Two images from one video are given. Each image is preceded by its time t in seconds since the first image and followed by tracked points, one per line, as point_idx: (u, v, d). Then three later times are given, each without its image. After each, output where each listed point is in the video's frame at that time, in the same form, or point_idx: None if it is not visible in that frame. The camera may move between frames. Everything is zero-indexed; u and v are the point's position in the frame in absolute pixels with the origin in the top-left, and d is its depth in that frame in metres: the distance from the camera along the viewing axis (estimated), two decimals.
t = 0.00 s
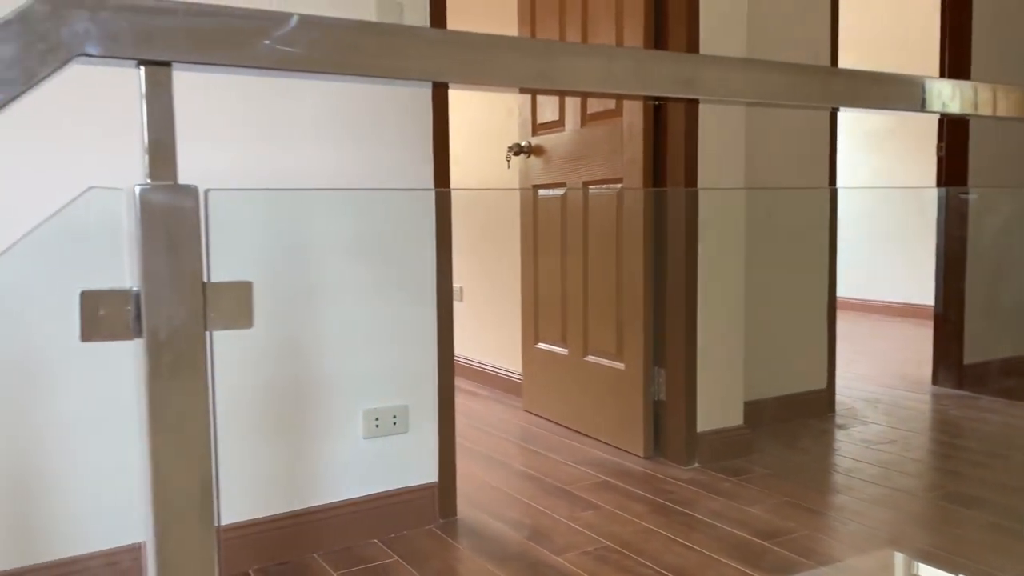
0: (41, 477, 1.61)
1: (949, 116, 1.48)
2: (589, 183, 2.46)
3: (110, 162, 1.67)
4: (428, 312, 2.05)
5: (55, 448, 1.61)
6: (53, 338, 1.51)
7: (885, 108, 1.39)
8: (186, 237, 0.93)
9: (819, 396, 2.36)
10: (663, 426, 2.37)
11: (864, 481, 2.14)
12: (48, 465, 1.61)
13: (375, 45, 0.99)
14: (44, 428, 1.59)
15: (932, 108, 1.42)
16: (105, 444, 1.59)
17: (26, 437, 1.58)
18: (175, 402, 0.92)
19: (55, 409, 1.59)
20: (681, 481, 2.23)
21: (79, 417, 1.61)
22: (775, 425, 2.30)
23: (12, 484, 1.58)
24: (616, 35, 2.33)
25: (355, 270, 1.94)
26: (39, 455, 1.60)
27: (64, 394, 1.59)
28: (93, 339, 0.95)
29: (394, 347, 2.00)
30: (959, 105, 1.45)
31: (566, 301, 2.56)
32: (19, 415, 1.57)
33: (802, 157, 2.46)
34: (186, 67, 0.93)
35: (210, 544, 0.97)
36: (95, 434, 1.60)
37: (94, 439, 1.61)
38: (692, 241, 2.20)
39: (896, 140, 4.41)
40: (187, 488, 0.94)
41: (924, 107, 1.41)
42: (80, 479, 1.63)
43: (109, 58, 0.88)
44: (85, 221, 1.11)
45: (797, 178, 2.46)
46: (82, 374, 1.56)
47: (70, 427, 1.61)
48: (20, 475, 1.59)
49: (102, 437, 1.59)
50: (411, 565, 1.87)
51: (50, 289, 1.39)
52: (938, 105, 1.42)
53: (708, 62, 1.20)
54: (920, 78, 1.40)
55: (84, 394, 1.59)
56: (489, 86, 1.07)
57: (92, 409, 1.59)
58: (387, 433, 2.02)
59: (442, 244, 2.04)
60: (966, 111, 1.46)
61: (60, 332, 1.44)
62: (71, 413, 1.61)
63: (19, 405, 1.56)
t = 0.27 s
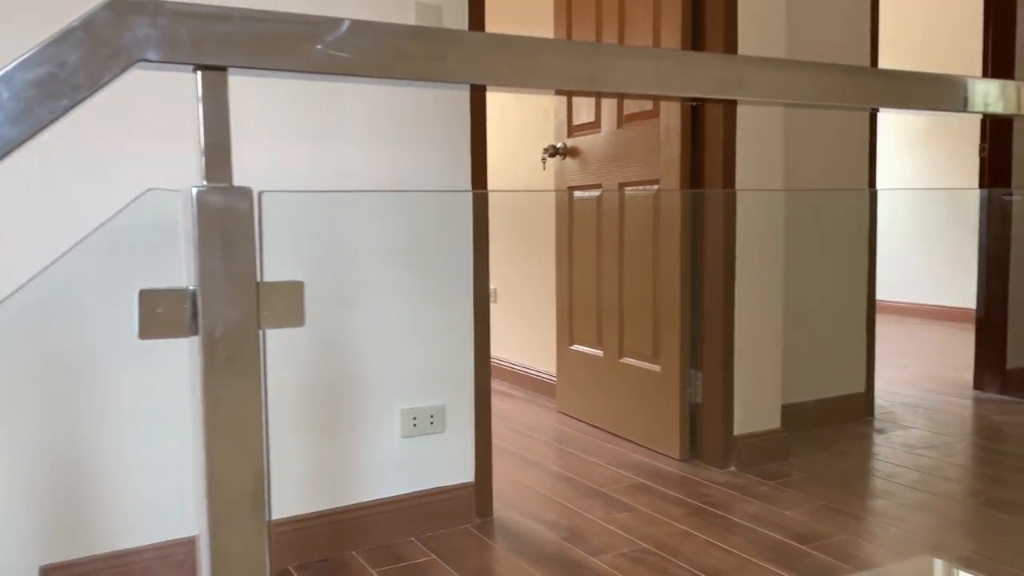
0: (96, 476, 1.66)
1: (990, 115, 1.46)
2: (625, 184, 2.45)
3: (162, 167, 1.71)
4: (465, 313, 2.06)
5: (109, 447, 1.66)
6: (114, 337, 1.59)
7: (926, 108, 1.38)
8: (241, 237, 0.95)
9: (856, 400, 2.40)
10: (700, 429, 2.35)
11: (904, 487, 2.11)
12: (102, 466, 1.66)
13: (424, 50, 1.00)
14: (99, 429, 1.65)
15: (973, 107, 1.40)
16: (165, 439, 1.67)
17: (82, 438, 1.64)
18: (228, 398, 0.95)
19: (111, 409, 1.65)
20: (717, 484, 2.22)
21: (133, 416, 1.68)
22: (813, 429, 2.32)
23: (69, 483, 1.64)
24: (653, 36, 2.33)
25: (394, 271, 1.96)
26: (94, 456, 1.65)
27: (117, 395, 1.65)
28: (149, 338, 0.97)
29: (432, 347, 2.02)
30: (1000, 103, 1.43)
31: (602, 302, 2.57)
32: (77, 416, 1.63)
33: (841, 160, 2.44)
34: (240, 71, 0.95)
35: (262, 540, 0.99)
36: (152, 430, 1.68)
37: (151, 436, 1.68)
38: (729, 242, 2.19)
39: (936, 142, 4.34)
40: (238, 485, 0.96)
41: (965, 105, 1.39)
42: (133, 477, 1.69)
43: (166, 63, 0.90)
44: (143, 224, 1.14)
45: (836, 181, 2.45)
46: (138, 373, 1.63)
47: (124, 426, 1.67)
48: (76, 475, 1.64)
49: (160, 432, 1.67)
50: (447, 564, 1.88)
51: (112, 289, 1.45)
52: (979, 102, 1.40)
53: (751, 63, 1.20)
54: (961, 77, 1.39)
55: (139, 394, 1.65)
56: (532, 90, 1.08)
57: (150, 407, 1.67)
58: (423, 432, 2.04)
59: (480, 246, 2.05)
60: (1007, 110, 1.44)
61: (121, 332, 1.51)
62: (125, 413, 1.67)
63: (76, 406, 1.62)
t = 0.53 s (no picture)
0: (153, 472, 1.71)
1: None
2: (664, 185, 2.45)
3: (215, 169, 1.75)
4: (504, 314, 2.07)
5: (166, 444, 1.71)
6: (173, 333, 1.66)
7: (971, 109, 1.37)
8: (296, 240, 0.97)
9: (898, 403, 2.36)
10: (738, 433, 2.34)
11: (947, 492, 2.09)
12: (158, 462, 1.71)
13: (475, 54, 1.02)
14: (155, 426, 1.70)
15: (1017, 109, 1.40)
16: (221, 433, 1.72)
17: (140, 435, 1.68)
18: (285, 395, 0.97)
19: (165, 406, 1.70)
20: (756, 488, 2.21)
21: (186, 413, 1.72)
22: (854, 433, 2.29)
23: (127, 479, 1.69)
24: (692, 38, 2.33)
25: (435, 274, 1.98)
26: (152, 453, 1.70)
27: (174, 393, 1.70)
28: (209, 337, 1.00)
29: (472, 349, 2.04)
30: None
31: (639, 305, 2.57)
32: (134, 414, 1.68)
33: (883, 162, 2.42)
34: (297, 78, 0.98)
35: (315, 536, 1.01)
36: (207, 425, 1.73)
37: (206, 432, 1.73)
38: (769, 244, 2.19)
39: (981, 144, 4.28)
40: (294, 479, 0.98)
41: (1010, 108, 1.39)
42: (189, 473, 1.74)
43: (227, 69, 0.93)
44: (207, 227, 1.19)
45: (878, 183, 2.43)
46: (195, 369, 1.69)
47: (177, 423, 1.72)
48: (135, 472, 1.69)
49: (215, 426, 1.73)
50: (487, 563, 1.90)
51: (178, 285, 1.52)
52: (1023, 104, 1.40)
53: (800, 65, 1.20)
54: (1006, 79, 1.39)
55: (195, 390, 1.71)
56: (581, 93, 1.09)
57: (205, 403, 1.72)
58: (462, 433, 2.05)
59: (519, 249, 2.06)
60: None
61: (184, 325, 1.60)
62: (178, 409, 1.72)
63: (135, 405, 1.67)
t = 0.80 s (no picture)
0: (202, 468, 1.76)
1: None
2: (703, 187, 2.45)
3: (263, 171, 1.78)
4: (544, 317, 2.08)
5: (214, 441, 1.76)
6: (223, 330, 1.70)
7: (1018, 111, 1.37)
8: (352, 243, 0.99)
9: (942, 409, 2.33)
10: (779, 438, 2.33)
11: (993, 500, 2.05)
12: (206, 455, 1.76)
13: (525, 59, 1.03)
14: (203, 423, 1.75)
15: None
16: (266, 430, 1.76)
17: (189, 433, 1.74)
18: (340, 394, 0.99)
19: (213, 400, 1.75)
20: (797, 493, 2.20)
21: (234, 408, 1.77)
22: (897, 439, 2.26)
23: (176, 470, 1.74)
24: (733, 39, 2.32)
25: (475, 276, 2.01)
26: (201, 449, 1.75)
27: (220, 391, 1.75)
28: (266, 337, 1.02)
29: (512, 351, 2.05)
30: None
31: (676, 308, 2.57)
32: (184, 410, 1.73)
33: (927, 164, 2.40)
34: (352, 83, 0.99)
35: (369, 535, 1.03)
36: (254, 423, 1.77)
37: (252, 429, 1.77)
38: (810, 247, 2.18)
39: None
40: (348, 478, 1.00)
41: None
42: (235, 470, 1.78)
43: (285, 76, 0.94)
44: (261, 232, 1.22)
45: (923, 186, 2.40)
46: (241, 367, 1.74)
47: (224, 417, 1.76)
48: (183, 463, 1.74)
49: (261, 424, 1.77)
50: (527, 564, 1.91)
51: (222, 285, 1.57)
52: None
53: (850, 67, 1.19)
54: None
55: (241, 388, 1.76)
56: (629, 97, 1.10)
57: (251, 401, 1.76)
58: (500, 434, 2.06)
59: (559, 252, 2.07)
60: None
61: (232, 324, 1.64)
62: (227, 405, 1.76)
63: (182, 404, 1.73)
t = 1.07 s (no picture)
0: (246, 466, 1.79)
1: None
2: (742, 189, 2.43)
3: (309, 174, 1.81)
4: (582, 319, 2.07)
5: (261, 439, 1.79)
6: (275, 332, 1.75)
7: None
8: (404, 245, 1.01)
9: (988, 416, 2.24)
10: (819, 443, 2.32)
11: None
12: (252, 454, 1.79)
13: (576, 62, 1.02)
14: (251, 421, 1.78)
15: None
16: (313, 427, 1.78)
17: (237, 431, 1.77)
18: (391, 397, 1.00)
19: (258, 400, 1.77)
20: (838, 501, 2.17)
21: (279, 408, 1.79)
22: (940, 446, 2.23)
23: (219, 466, 1.77)
24: (773, 41, 2.30)
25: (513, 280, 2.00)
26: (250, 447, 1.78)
27: (267, 389, 1.78)
28: (321, 338, 1.04)
29: (550, 354, 2.05)
30: None
31: (715, 311, 2.55)
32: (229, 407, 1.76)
33: (971, 168, 2.36)
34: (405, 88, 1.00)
35: (418, 534, 1.03)
36: (301, 420, 1.80)
37: (298, 427, 1.80)
38: (852, 251, 2.17)
39: None
40: (399, 480, 1.01)
41: None
42: (282, 467, 1.81)
43: (340, 82, 0.96)
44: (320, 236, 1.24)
45: (966, 189, 2.37)
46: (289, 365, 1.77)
47: (270, 416, 1.79)
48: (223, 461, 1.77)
49: (308, 421, 1.79)
50: (566, 568, 1.91)
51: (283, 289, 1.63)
52: None
53: (899, 70, 1.18)
54: None
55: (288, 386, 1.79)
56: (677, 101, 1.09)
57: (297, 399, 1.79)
58: (538, 437, 2.05)
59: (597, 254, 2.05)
60: None
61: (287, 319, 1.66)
62: (273, 405, 1.79)
63: (230, 402, 1.76)
